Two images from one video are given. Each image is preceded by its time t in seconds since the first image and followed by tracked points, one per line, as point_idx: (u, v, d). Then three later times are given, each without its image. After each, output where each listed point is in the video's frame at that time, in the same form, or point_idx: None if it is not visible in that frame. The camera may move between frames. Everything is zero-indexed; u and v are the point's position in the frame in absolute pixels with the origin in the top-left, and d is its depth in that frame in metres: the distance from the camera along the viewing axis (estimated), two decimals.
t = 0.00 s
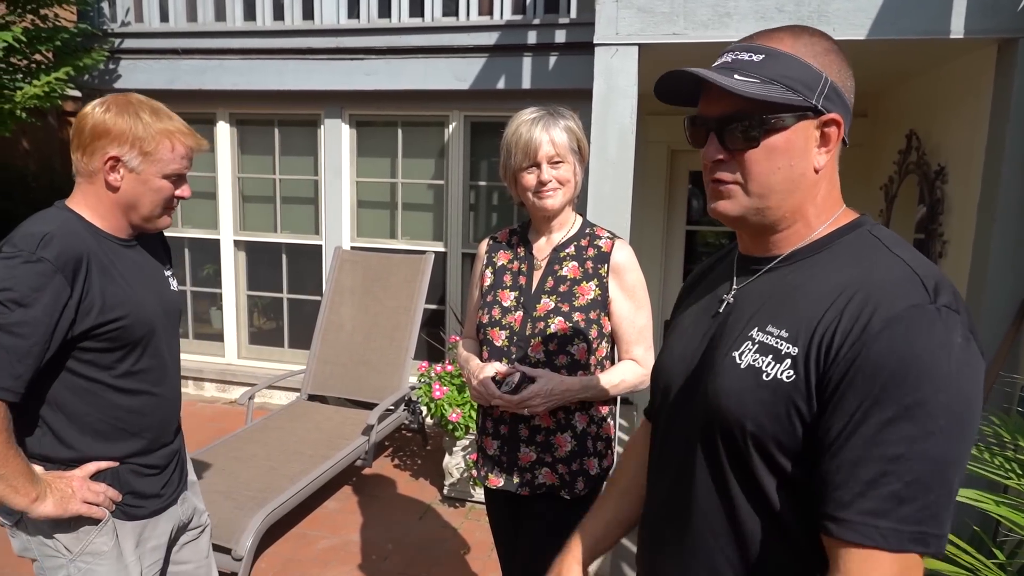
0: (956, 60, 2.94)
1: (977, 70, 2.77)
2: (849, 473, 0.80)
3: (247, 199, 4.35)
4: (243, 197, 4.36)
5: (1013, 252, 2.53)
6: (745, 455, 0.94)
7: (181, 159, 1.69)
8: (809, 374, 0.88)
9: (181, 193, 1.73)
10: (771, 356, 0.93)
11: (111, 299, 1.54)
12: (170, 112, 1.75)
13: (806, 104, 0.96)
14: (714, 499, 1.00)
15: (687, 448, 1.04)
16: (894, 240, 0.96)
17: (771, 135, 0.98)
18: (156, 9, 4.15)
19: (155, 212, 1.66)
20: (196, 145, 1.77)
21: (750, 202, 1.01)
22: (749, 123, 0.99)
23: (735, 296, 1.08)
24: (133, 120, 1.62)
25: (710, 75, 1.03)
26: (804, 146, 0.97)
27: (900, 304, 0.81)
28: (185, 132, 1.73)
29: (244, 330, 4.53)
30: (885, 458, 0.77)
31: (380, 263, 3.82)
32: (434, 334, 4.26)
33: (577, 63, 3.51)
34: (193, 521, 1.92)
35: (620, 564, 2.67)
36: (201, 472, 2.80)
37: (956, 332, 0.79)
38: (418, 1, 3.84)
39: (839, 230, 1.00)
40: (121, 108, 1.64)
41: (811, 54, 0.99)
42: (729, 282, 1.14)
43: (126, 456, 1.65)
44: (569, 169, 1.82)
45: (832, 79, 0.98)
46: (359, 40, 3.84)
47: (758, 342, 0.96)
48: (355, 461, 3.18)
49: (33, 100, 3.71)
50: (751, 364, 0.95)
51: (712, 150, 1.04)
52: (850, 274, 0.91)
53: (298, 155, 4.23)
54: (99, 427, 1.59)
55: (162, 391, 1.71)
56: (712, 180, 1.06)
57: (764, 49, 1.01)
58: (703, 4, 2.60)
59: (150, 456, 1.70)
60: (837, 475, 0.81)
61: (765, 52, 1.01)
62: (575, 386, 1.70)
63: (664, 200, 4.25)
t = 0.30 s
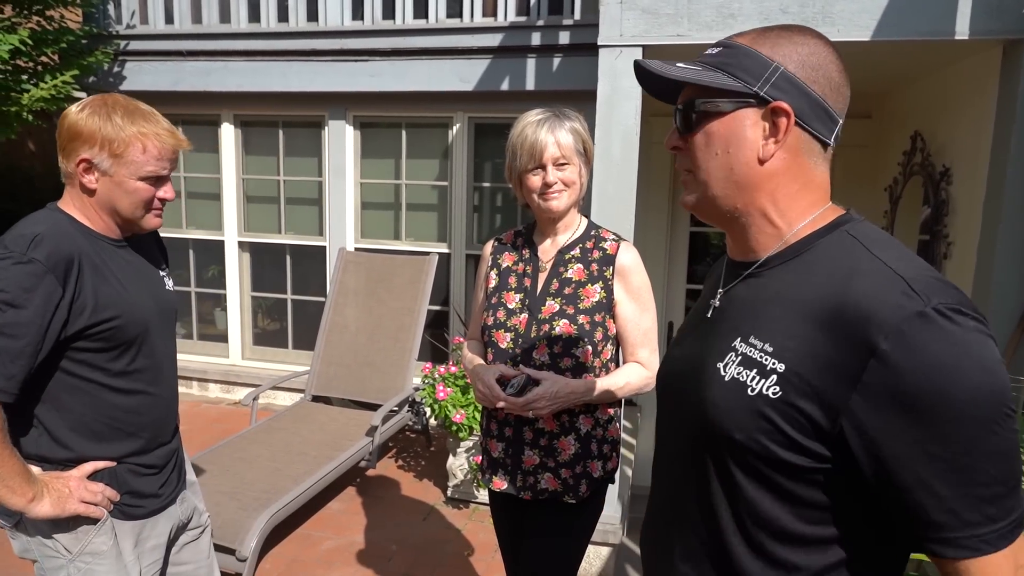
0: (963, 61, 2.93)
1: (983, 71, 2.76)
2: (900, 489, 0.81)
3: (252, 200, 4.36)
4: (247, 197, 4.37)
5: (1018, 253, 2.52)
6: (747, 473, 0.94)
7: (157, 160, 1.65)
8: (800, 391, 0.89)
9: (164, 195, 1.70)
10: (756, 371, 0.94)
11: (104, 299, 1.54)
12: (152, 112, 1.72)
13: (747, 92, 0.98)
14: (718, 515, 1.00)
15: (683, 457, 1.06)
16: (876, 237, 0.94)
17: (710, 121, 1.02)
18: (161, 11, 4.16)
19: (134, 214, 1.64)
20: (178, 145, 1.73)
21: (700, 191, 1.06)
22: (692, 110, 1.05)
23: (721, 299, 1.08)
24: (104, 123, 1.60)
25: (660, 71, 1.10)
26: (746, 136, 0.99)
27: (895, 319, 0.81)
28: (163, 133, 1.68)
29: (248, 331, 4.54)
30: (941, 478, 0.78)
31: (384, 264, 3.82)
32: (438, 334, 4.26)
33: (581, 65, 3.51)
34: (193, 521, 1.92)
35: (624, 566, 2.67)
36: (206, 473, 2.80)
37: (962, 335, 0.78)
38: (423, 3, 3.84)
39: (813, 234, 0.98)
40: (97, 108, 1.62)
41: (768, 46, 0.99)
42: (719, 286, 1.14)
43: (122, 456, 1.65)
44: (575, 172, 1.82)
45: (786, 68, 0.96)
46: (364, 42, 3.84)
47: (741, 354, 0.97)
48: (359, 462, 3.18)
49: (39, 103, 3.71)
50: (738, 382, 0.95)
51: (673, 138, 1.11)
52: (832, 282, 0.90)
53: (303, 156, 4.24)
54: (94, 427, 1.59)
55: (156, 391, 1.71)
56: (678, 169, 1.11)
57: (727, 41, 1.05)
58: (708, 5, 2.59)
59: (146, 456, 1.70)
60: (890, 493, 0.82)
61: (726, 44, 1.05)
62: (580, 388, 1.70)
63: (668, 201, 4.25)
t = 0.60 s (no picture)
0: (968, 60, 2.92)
1: (988, 70, 2.75)
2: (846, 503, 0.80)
3: (255, 199, 4.37)
4: (251, 196, 4.37)
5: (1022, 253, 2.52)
6: (742, 468, 0.95)
7: (136, 152, 1.62)
8: (797, 392, 0.88)
9: (153, 186, 1.67)
10: (762, 372, 0.93)
11: (101, 295, 1.55)
12: (131, 103, 1.69)
13: (772, 92, 0.98)
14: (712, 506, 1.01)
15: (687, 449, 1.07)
16: (901, 243, 0.92)
17: (735, 123, 1.03)
18: (165, 10, 4.16)
19: (124, 209, 1.63)
20: (161, 135, 1.70)
21: (724, 191, 1.06)
22: (718, 110, 1.06)
23: (743, 299, 1.08)
24: (77, 120, 1.58)
25: (682, 74, 1.12)
26: (771, 135, 0.99)
27: (888, 325, 0.80)
28: (141, 124, 1.65)
29: (251, 330, 4.54)
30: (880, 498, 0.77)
31: (387, 263, 3.82)
32: (441, 333, 4.27)
33: (584, 64, 3.50)
34: (197, 520, 1.92)
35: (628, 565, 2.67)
36: (210, 471, 2.81)
37: (951, 355, 0.76)
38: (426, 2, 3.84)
39: (841, 234, 0.97)
40: (72, 105, 1.61)
41: (794, 45, 0.99)
42: (742, 287, 1.15)
43: (122, 453, 1.65)
44: (579, 171, 1.82)
45: (812, 67, 0.96)
46: (367, 41, 3.84)
47: (752, 354, 0.96)
48: (363, 461, 3.18)
49: (43, 102, 3.72)
50: (745, 382, 0.95)
51: (699, 139, 1.12)
52: (841, 284, 0.89)
53: (306, 155, 4.24)
54: (94, 423, 1.60)
55: (158, 388, 1.71)
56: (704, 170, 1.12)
57: (753, 41, 1.05)
58: (712, 4, 2.58)
59: (148, 454, 1.71)
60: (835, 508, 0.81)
61: (753, 44, 1.05)
62: (584, 388, 1.70)
63: (672, 200, 4.25)
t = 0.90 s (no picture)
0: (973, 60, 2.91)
1: (992, 69, 2.74)
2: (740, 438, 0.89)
3: (258, 199, 4.37)
4: (254, 196, 4.38)
5: None
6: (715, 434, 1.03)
7: (124, 150, 1.61)
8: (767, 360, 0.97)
9: (147, 183, 1.66)
10: (745, 347, 1.01)
11: (101, 295, 1.55)
12: (118, 99, 1.68)
13: (781, 85, 1.01)
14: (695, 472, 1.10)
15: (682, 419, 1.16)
16: (899, 246, 0.97)
17: (742, 110, 1.06)
18: (169, 10, 4.17)
19: (118, 208, 1.62)
20: (149, 132, 1.68)
21: (726, 178, 1.10)
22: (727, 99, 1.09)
23: (742, 293, 1.12)
24: (63, 121, 1.58)
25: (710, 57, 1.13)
26: (773, 129, 1.02)
27: (849, 299, 0.88)
28: (127, 121, 1.64)
29: (255, 329, 4.55)
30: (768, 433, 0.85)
31: (391, 263, 3.82)
32: (444, 333, 4.27)
33: (587, 63, 3.51)
34: (197, 520, 1.93)
35: (630, 565, 2.68)
36: (214, 470, 2.82)
37: (890, 332, 0.83)
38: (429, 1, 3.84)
39: (840, 234, 1.01)
40: (59, 106, 1.61)
41: (813, 46, 1.01)
42: (742, 281, 1.18)
43: (124, 452, 1.66)
44: (583, 169, 1.82)
45: (824, 69, 0.99)
46: (371, 40, 3.85)
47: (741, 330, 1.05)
48: (367, 460, 3.19)
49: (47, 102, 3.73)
50: (731, 356, 1.03)
51: (711, 124, 1.15)
52: (827, 270, 0.97)
53: (310, 155, 4.25)
54: (95, 422, 1.60)
55: (161, 387, 1.72)
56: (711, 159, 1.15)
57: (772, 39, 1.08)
58: (715, 4, 2.58)
59: (149, 452, 1.71)
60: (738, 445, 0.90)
61: (771, 40, 1.07)
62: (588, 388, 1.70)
63: (675, 199, 4.25)
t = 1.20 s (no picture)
0: (977, 60, 2.90)
1: (996, 69, 2.74)
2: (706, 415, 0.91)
3: (262, 198, 4.38)
4: (257, 196, 4.39)
5: None
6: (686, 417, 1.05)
7: (118, 151, 1.61)
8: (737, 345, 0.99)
9: (145, 182, 1.65)
10: (717, 334, 1.04)
11: (98, 295, 1.55)
12: (111, 99, 1.67)
13: (753, 92, 1.04)
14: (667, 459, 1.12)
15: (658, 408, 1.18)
16: (863, 240, 0.99)
17: (718, 116, 1.09)
18: (172, 10, 4.18)
19: (117, 207, 1.62)
20: (143, 131, 1.68)
21: (705, 180, 1.13)
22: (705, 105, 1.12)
23: (720, 286, 1.14)
24: (57, 124, 1.59)
25: (685, 69, 1.16)
26: (743, 131, 1.05)
27: (809, 285, 0.91)
28: (121, 121, 1.64)
29: (257, 328, 4.56)
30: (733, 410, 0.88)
31: (393, 263, 3.82)
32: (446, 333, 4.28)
33: (590, 63, 3.50)
34: (206, 520, 1.93)
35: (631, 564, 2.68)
36: (216, 469, 2.82)
37: (846, 315, 0.86)
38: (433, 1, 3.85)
39: (808, 230, 1.03)
40: (52, 108, 1.61)
41: (782, 57, 1.05)
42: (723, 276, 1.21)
43: (129, 452, 1.66)
44: (583, 169, 1.82)
45: (792, 76, 1.02)
46: (374, 40, 3.85)
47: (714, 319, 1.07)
48: (368, 460, 3.20)
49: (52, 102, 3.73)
50: (704, 342, 1.06)
51: (692, 133, 1.17)
52: (794, 259, 1.00)
53: (313, 155, 4.25)
54: (96, 422, 1.61)
55: (166, 387, 1.72)
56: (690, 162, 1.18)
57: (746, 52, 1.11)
58: (718, 4, 2.58)
59: (156, 453, 1.72)
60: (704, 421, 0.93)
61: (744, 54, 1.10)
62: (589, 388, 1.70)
63: (678, 199, 4.25)
